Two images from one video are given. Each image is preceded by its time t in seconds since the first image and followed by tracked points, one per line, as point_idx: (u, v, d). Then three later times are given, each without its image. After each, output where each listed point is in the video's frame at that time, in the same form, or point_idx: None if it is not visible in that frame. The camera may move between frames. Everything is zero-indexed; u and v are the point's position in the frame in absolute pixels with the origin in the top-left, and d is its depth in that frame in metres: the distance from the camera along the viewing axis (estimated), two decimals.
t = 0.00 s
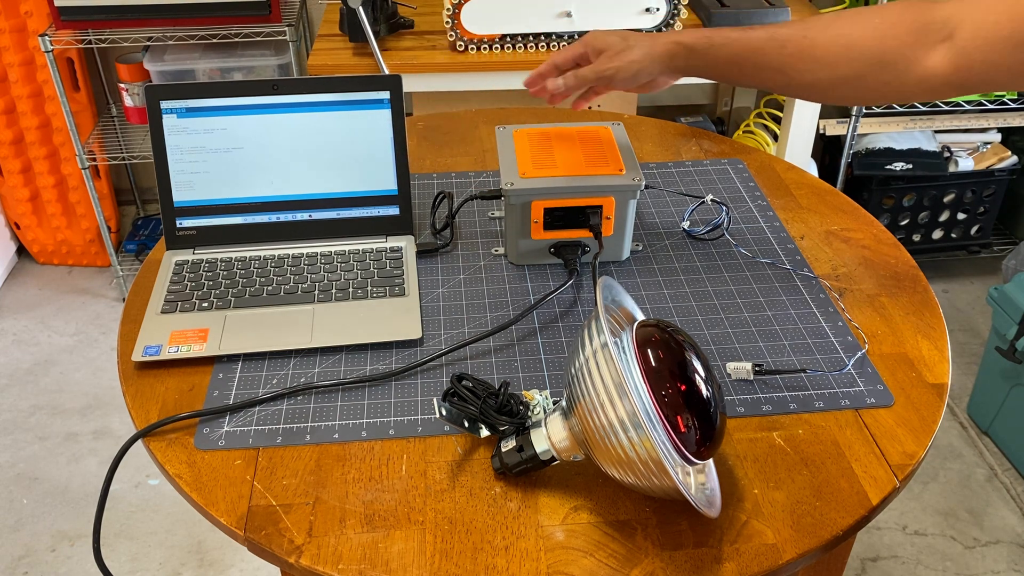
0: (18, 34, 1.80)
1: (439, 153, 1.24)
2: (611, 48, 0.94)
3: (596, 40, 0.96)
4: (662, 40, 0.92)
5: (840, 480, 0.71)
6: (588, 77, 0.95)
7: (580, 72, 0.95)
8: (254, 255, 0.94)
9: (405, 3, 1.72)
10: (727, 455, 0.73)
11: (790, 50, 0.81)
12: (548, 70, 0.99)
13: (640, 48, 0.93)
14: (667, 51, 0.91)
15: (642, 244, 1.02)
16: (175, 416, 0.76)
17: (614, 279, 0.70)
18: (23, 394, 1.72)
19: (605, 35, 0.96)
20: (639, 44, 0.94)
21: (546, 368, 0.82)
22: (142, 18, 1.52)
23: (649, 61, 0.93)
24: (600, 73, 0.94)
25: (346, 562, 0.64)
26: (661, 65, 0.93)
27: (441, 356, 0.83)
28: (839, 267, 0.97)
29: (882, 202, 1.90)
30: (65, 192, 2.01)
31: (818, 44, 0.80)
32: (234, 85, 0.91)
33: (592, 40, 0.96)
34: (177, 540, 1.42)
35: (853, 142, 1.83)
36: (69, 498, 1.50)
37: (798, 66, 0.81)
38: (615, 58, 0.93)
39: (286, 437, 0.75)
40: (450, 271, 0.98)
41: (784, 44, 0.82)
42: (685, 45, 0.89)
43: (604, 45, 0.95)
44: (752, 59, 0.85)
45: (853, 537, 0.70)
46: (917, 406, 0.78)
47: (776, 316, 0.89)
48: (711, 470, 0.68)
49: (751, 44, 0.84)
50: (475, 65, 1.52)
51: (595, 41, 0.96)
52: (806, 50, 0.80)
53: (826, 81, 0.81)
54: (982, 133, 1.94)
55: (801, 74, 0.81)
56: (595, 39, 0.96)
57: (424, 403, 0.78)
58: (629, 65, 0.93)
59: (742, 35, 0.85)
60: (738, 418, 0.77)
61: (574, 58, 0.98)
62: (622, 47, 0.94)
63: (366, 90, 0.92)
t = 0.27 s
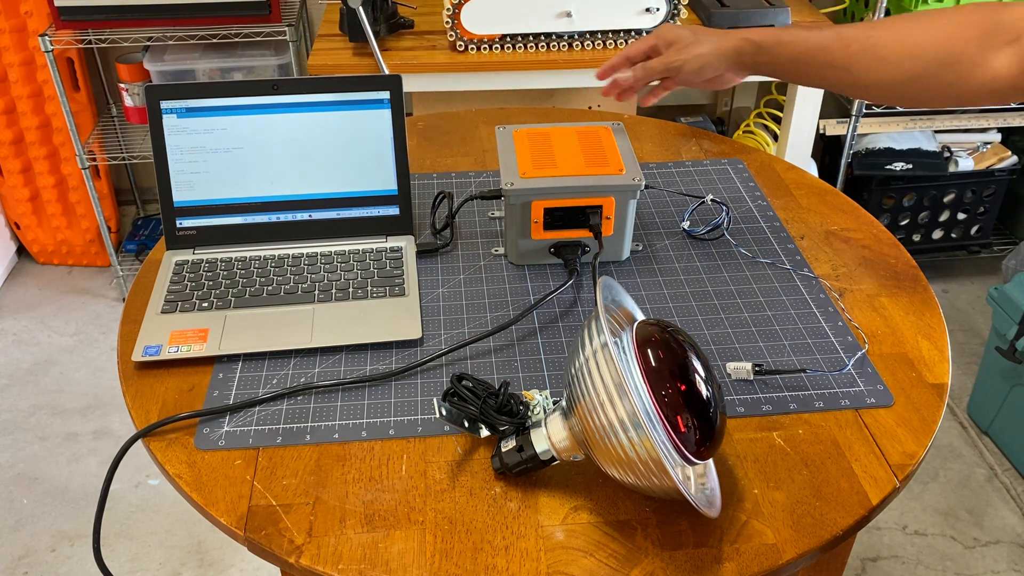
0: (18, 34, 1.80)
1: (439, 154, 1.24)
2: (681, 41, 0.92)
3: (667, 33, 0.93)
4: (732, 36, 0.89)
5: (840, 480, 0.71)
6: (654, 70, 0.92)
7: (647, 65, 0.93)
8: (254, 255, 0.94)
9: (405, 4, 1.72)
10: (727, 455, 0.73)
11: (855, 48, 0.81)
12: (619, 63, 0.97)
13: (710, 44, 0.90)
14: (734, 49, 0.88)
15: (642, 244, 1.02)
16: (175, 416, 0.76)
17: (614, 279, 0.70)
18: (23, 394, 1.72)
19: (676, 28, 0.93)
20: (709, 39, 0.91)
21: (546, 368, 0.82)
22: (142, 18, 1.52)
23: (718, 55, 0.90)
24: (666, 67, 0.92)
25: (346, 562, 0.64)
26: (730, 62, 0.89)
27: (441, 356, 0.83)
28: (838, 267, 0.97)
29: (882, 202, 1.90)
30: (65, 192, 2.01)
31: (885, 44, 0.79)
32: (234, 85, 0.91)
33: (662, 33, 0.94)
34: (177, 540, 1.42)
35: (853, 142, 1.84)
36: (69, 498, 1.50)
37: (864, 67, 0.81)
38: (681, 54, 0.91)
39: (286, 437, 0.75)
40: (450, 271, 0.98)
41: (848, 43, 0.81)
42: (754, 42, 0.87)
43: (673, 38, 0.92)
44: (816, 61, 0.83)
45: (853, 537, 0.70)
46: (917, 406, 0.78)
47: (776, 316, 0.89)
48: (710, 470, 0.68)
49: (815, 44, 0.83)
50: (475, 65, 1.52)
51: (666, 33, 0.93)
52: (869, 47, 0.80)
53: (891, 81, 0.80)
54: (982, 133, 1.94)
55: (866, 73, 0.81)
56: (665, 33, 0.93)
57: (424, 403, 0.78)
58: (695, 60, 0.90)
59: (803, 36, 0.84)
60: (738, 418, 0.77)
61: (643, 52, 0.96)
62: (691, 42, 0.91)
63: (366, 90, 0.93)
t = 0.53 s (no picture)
0: (18, 34, 1.80)
1: (439, 154, 1.24)
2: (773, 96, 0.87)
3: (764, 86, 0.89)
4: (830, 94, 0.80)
5: (840, 480, 0.71)
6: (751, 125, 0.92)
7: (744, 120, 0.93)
8: (254, 255, 0.94)
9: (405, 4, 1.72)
10: (727, 455, 0.73)
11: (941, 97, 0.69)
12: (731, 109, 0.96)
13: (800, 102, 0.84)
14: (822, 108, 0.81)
15: (642, 244, 1.02)
16: (176, 416, 0.76)
17: (614, 279, 0.70)
18: (23, 394, 1.72)
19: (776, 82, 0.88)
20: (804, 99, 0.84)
21: (546, 368, 0.82)
22: (142, 18, 1.52)
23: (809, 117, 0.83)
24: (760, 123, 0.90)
25: (346, 562, 0.64)
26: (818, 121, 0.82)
27: (441, 356, 0.83)
28: (839, 267, 0.97)
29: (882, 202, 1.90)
30: (65, 192, 2.01)
31: (973, 93, 0.66)
32: (234, 85, 0.91)
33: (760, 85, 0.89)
34: (177, 540, 1.42)
35: (852, 142, 1.85)
36: (69, 498, 1.50)
37: (952, 119, 0.68)
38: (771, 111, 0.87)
39: (286, 437, 0.75)
40: (450, 271, 0.98)
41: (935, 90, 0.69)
42: (846, 97, 0.78)
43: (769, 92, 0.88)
44: (899, 116, 0.72)
45: (853, 538, 0.70)
46: (917, 406, 0.78)
47: (776, 317, 0.89)
48: (711, 469, 0.68)
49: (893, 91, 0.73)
50: (475, 65, 1.52)
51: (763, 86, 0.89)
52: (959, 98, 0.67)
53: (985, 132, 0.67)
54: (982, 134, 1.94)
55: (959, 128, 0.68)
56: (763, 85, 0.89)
57: (424, 403, 0.78)
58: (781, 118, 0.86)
59: (885, 88, 0.73)
60: (738, 418, 0.77)
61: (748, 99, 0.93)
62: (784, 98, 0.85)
63: (366, 90, 0.93)
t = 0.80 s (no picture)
0: (18, 34, 1.80)
1: (439, 154, 1.24)
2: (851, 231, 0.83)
3: (830, 219, 0.84)
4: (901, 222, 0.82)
5: (840, 480, 0.71)
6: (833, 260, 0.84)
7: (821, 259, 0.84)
8: (254, 255, 0.94)
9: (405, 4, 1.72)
10: (727, 455, 0.73)
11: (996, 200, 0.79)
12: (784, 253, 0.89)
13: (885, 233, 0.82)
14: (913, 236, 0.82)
15: (642, 244, 1.02)
16: (175, 416, 0.76)
17: (614, 279, 0.70)
18: (23, 394, 1.72)
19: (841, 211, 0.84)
20: (879, 226, 0.84)
21: (546, 368, 0.82)
22: (142, 18, 1.52)
23: (892, 242, 0.83)
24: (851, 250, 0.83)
25: (346, 562, 0.64)
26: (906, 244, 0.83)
27: (441, 356, 0.83)
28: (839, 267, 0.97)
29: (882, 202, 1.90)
30: (65, 192, 2.01)
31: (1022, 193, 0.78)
32: (234, 85, 0.91)
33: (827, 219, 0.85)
34: (177, 540, 1.42)
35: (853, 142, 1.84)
36: (69, 498, 1.50)
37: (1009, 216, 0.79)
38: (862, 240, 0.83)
39: (285, 437, 0.75)
40: (450, 271, 0.98)
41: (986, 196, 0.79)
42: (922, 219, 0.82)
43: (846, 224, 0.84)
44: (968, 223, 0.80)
45: (853, 538, 0.70)
46: (917, 406, 0.78)
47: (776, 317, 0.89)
48: (711, 469, 0.68)
49: (990, 215, 0.77)
50: (475, 65, 1.52)
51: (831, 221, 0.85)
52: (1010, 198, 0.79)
53: None
54: (982, 133, 1.94)
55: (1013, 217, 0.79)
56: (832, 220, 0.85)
57: (424, 403, 0.78)
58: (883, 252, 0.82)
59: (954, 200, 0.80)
60: (738, 418, 0.77)
61: (806, 235, 0.88)
62: (863, 229, 0.83)
63: (366, 90, 0.93)
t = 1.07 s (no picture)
0: (18, 34, 1.80)
1: (439, 154, 1.24)
2: (834, 306, 0.74)
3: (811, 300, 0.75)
4: (889, 294, 0.74)
5: (840, 480, 0.71)
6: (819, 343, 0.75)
7: (805, 339, 0.74)
8: (254, 255, 0.94)
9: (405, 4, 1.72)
10: (727, 456, 0.73)
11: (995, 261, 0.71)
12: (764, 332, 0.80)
13: (870, 308, 0.74)
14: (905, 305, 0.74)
15: (642, 244, 1.02)
16: (175, 416, 0.76)
17: (614, 280, 0.70)
18: (23, 394, 1.72)
19: (821, 284, 0.76)
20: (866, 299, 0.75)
21: (546, 368, 0.82)
22: (142, 18, 1.52)
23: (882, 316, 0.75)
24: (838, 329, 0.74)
25: (346, 562, 0.64)
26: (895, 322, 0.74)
27: (441, 356, 0.83)
28: (839, 267, 0.97)
29: (882, 203, 1.90)
30: (65, 192, 2.01)
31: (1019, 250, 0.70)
32: (234, 85, 0.91)
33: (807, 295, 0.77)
34: (177, 540, 1.42)
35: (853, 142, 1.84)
36: (69, 498, 1.50)
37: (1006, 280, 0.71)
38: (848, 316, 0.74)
39: (286, 437, 0.75)
40: (450, 271, 0.98)
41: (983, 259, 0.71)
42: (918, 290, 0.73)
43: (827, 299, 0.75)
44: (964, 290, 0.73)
45: (853, 538, 0.70)
46: (917, 406, 0.78)
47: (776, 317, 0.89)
48: (711, 469, 0.68)
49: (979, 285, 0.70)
50: (475, 65, 1.52)
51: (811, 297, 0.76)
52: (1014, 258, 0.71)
53: None
54: (982, 133, 1.94)
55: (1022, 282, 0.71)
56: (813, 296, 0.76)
57: (424, 403, 0.78)
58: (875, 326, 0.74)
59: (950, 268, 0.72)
60: (738, 419, 0.77)
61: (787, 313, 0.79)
62: (848, 306, 0.74)
63: (366, 90, 0.93)
